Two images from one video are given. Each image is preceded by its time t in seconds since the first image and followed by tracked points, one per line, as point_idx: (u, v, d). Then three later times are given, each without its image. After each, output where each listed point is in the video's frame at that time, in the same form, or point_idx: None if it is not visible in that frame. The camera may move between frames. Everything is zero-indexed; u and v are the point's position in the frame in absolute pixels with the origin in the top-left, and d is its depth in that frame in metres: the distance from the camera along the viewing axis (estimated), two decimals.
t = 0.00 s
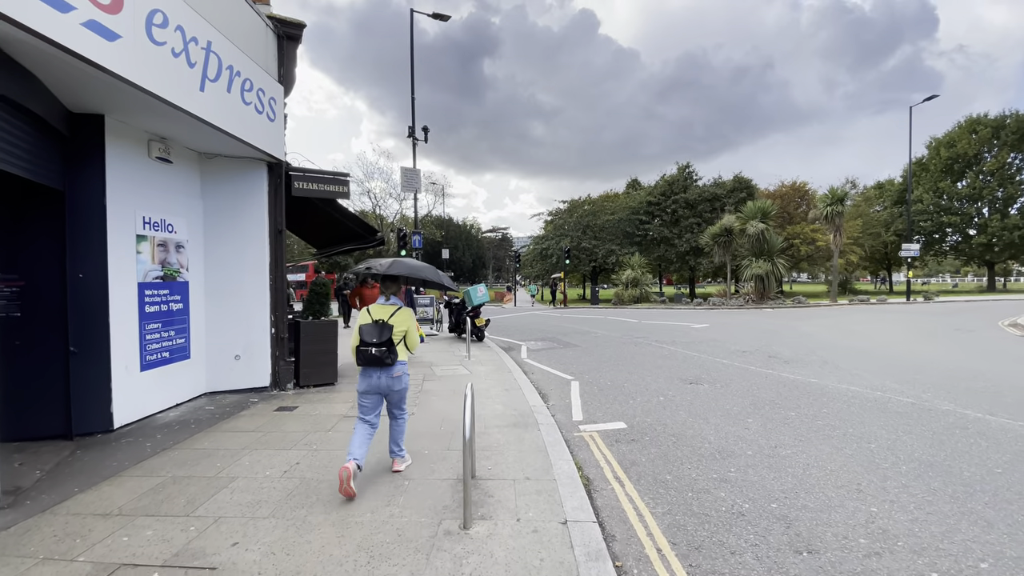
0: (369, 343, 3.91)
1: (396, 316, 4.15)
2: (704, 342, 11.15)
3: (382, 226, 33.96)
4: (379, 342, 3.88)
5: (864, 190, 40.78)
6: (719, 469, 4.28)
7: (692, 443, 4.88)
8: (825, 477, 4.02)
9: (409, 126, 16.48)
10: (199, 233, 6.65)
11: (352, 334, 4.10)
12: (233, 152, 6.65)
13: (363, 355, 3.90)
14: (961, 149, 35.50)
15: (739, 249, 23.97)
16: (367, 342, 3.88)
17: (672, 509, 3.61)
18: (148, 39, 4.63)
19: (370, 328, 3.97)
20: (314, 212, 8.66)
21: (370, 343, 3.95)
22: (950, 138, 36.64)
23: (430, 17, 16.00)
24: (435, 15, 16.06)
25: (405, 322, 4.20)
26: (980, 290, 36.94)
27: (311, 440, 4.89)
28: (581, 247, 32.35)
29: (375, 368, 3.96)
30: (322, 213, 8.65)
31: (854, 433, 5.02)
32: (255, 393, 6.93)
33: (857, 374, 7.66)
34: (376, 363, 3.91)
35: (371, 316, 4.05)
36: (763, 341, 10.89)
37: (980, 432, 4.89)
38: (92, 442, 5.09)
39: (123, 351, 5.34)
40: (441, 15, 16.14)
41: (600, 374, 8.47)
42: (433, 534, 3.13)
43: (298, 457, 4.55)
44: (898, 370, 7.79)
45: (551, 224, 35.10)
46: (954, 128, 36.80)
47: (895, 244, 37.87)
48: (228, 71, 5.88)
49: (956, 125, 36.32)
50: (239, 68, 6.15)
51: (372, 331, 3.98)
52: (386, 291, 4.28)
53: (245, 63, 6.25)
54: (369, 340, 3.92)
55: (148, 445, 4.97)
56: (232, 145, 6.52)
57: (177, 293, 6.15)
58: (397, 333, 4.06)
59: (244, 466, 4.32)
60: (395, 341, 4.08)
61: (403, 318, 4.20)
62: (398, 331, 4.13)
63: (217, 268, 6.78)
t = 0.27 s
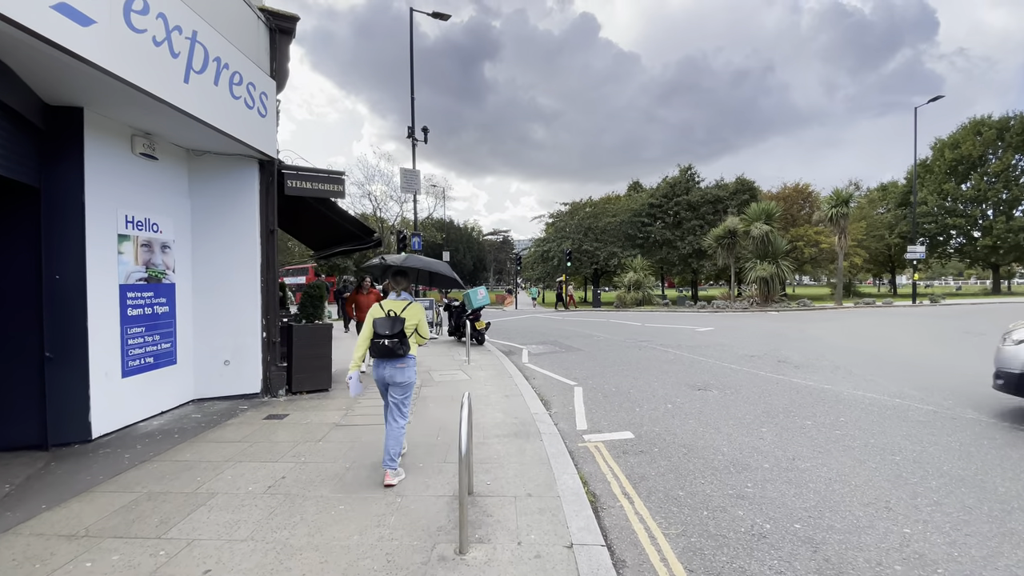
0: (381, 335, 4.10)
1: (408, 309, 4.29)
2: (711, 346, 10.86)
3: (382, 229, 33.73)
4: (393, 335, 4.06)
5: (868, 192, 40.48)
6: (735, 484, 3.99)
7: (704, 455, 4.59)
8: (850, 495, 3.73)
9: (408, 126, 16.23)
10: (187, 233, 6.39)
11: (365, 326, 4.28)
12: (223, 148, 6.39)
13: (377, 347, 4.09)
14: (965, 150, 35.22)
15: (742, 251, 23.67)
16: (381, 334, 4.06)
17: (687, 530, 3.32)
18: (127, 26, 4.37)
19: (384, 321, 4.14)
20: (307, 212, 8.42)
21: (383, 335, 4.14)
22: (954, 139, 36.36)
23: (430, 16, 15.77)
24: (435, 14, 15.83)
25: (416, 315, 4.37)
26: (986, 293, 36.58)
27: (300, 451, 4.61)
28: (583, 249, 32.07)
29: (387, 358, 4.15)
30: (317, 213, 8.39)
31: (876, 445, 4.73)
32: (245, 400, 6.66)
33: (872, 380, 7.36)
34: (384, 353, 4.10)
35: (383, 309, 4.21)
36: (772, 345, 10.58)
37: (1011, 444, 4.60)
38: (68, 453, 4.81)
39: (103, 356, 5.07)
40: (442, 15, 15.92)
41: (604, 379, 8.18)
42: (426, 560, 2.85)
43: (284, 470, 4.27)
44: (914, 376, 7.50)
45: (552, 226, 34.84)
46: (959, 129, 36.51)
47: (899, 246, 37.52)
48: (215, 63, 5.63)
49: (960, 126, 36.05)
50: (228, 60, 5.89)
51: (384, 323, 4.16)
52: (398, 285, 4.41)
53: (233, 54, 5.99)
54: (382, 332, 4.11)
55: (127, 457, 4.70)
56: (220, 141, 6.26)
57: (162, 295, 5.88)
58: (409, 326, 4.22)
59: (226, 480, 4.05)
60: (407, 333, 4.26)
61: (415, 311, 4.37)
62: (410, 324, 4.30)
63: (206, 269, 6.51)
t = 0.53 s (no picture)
0: (391, 339, 4.32)
1: (414, 314, 4.54)
2: (718, 353, 10.55)
3: (384, 232, 33.52)
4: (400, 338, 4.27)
5: (874, 195, 40.09)
6: (753, 506, 3.69)
7: (717, 473, 4.29)
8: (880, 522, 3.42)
9: (408, 129, 16.01)
10: (174, 236, 6.14)
11: (374, 331, 4.50)
12: (211, 148, 6.16)
13: (386, 349, 4.31)
14: (972, 153, 34.85)
15: (748, 255, 23.32)
16: (391, 338, 4.28)
17: (703, 562, 3.01)
18: (103, 17, 4.13)
19: (391, 326, 4.36)
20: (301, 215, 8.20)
21: (391, 339, 4.35)
22: (961, 142, 36.01)
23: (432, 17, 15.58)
24: (437, 15, 15.66)
25: (422, 319, 4.61)
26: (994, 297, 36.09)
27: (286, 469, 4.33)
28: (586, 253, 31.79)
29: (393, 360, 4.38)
30: (312, 216, 8.15)
31: (902, 463, 4.42)
32: (234, 411, 6.38)
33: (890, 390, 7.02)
34: (395, 357, 4.33)
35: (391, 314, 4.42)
36: (782, 352, 10.26)
37: None
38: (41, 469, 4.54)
39: (80, 365, 4.80)
40: (444, 17, 15.76)
41: (610, 388, 7.87)
42: None
43: (267, 490, 3.99)
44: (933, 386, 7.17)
45: (554, 230, 34.59)
46: (965, 132, 36.15)
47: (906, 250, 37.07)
48: (201, 59, 5.39)
49: (966, 129, 35.69)
50: (215, 56, 5.65)
51: (392, 328, 4.40)
52: (404, 291, 4.66)
53: (221, 50, 5.75)
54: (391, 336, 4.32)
55: (104, 473, 4.43)
56: (208, 140, 6.02)
57: (146, 301, 5.63)
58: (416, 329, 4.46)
59: (204, 500, 3.78)
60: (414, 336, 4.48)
61: (420, 316, 4.60)
62: (416, 328, 4.53)
63: (193, 274, 6.26)
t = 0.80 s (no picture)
0: (400, 344, 4.37)
1: (424, 320, 4.56)
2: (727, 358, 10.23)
3: (386, 236, 33.35)
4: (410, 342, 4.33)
5: (880, 198, 39.68)
6: (774, 527, 3.38)
7: (732, 489, 3.99)
8: (915, 546, 3.11)
9: (409, 131, 15.80)
10: (161, 237, 5.89)
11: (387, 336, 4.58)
12: (200, 145, 5.90)
13: (396, 353, 4.39)
14: (980, 155, 34.43)
15: (754, 258, 22.98)
16: (401, 342, 4.33)
17: None
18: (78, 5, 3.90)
19: (400, 330, 4.44)
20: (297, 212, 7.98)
21: (401, 344, 4.41)
22: (968, 144, 35.61)
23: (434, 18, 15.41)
24: (439, 16, 15.49)
25: (433, 325, 4.63)
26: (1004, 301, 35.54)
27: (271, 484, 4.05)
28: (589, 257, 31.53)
29: (406, 365, 4.41)
30: (307, 213, 7.92)
31: (932, 478, 4.10)
32: (223, 420, 6.12)
33: (911, 398, 6.69)
34: (406, 361, 4.39)
35: (402, 320, 4.51)
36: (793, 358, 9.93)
37: None
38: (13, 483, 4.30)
39: (57, 373, 4.57)
40: (446, 18, 15.59)
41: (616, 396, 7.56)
42: None
43: (249, 507, 3.72)
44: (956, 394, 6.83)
45: (557, 233, 34.35)
46: (973, 134, 35.75)
47: (913, 253, 36.61)
48: (187, 52, 5.15)
49: (974, 131, 35.30)
50: (204, 49, 5.42)
51: (403, 333, 4.45)
52: (416, 298, 4.73)
53: (211, 43, 5.52)
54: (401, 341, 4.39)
55: (78, 488, 4.18)
56: (196, 137, 5.75)
57: (129, 305, 5.37)
58: (426, 335, 4.49)
59: (180, 520, 3.52)
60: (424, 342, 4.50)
61: (431, 322, 4.59)
62: (427, 334, 4.55)
63: (181, 277, 6.00)
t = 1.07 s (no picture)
0: (414, 341, 4.67)
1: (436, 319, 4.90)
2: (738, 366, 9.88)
3: (389, 241, 33.13)
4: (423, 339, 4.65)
5: (888, 203, 39.21)
6: (805, 558, 3.06)
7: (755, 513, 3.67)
8: None
9: (411, 133, 15.57)
10: (149, 240, 5.64)
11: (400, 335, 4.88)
12: (191, 145, 5.67)
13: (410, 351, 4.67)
14: (990, 159, 33.97)
15: (762, 263, 22.59)
16: (415, 338, 4.64)
17: None
18: None
19: (415, 329, 4.75)
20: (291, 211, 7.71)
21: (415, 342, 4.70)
22: (977, 147, 35.16)
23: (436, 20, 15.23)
24: (441, 19, 15.32)
25: (443, 325, 4.98)
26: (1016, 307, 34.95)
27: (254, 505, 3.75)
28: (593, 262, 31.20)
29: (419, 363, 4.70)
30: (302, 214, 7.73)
31: (973, 501, 3.77)
32: (212, 431, 5.84)
33: (936, 410, 6.33)
34: (418, 356, 4.66)
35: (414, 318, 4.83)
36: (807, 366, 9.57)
37: None
38: None
39: (32, 385, 4.29)
40: (448, 20, 15.41)
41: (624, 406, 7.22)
42: None
43: (229, 531, 3.42)
44: (984, 406, 6.48)
45: (561, 238, 34.06)
46: (982, 137, 35.30)
47: (922, 258, 36.11)
48: (176, 45, 4.92)
49: (983, 135, 34.85)
50: (194, 44, 5.18)
51: (416, 331, 4.74)
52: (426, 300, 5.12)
53: (201, 37, 5.28)
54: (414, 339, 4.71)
55: (49, 509, 3.89)
56: (186, 136, 5.50)
57: (114, 311, 5.11)
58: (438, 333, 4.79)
59: (153, 546, 3.22)
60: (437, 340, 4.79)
61: (443, 322, 4.92)
62: (438, 333, 4.85)
63: (170, 281, 5.75)
